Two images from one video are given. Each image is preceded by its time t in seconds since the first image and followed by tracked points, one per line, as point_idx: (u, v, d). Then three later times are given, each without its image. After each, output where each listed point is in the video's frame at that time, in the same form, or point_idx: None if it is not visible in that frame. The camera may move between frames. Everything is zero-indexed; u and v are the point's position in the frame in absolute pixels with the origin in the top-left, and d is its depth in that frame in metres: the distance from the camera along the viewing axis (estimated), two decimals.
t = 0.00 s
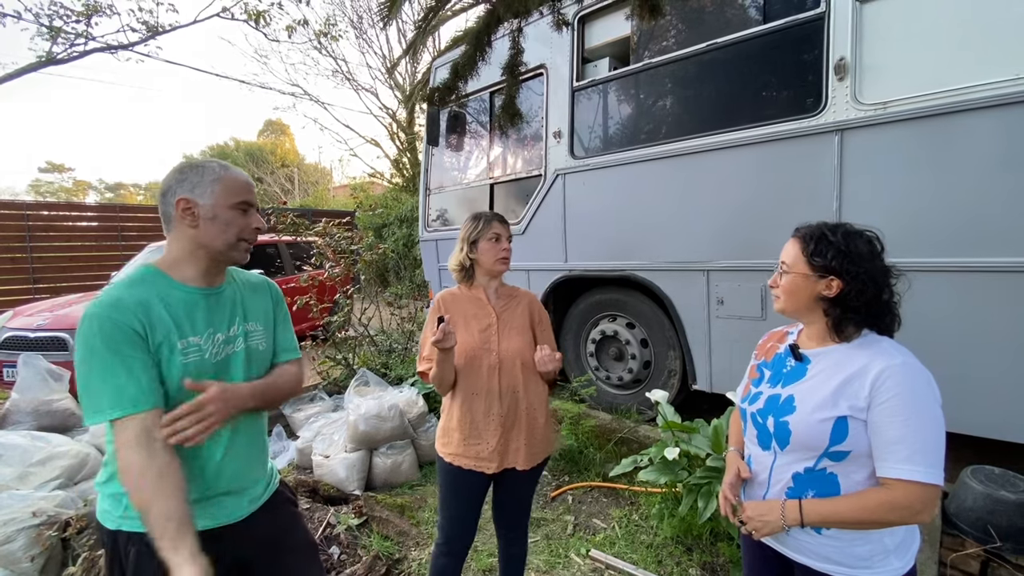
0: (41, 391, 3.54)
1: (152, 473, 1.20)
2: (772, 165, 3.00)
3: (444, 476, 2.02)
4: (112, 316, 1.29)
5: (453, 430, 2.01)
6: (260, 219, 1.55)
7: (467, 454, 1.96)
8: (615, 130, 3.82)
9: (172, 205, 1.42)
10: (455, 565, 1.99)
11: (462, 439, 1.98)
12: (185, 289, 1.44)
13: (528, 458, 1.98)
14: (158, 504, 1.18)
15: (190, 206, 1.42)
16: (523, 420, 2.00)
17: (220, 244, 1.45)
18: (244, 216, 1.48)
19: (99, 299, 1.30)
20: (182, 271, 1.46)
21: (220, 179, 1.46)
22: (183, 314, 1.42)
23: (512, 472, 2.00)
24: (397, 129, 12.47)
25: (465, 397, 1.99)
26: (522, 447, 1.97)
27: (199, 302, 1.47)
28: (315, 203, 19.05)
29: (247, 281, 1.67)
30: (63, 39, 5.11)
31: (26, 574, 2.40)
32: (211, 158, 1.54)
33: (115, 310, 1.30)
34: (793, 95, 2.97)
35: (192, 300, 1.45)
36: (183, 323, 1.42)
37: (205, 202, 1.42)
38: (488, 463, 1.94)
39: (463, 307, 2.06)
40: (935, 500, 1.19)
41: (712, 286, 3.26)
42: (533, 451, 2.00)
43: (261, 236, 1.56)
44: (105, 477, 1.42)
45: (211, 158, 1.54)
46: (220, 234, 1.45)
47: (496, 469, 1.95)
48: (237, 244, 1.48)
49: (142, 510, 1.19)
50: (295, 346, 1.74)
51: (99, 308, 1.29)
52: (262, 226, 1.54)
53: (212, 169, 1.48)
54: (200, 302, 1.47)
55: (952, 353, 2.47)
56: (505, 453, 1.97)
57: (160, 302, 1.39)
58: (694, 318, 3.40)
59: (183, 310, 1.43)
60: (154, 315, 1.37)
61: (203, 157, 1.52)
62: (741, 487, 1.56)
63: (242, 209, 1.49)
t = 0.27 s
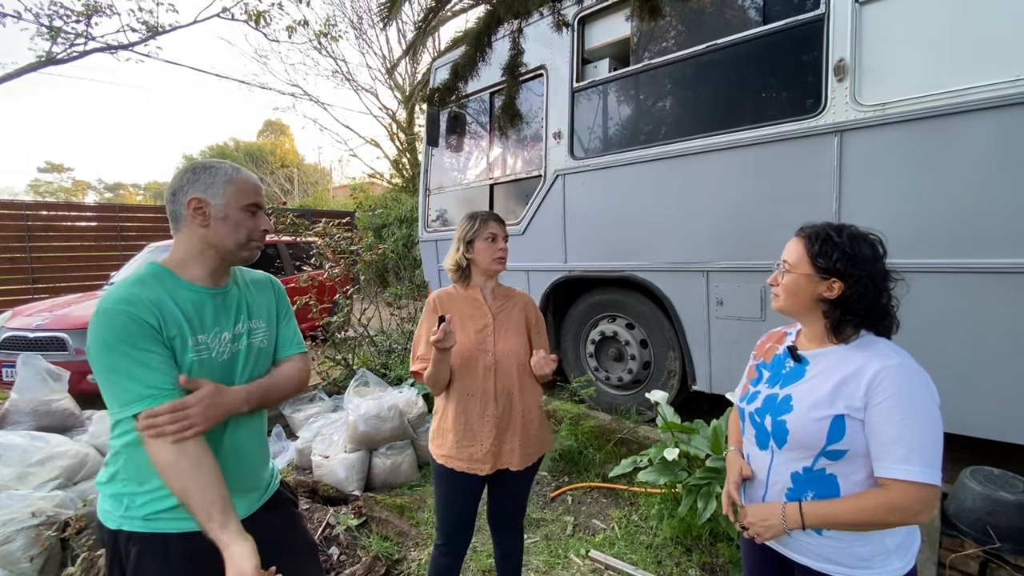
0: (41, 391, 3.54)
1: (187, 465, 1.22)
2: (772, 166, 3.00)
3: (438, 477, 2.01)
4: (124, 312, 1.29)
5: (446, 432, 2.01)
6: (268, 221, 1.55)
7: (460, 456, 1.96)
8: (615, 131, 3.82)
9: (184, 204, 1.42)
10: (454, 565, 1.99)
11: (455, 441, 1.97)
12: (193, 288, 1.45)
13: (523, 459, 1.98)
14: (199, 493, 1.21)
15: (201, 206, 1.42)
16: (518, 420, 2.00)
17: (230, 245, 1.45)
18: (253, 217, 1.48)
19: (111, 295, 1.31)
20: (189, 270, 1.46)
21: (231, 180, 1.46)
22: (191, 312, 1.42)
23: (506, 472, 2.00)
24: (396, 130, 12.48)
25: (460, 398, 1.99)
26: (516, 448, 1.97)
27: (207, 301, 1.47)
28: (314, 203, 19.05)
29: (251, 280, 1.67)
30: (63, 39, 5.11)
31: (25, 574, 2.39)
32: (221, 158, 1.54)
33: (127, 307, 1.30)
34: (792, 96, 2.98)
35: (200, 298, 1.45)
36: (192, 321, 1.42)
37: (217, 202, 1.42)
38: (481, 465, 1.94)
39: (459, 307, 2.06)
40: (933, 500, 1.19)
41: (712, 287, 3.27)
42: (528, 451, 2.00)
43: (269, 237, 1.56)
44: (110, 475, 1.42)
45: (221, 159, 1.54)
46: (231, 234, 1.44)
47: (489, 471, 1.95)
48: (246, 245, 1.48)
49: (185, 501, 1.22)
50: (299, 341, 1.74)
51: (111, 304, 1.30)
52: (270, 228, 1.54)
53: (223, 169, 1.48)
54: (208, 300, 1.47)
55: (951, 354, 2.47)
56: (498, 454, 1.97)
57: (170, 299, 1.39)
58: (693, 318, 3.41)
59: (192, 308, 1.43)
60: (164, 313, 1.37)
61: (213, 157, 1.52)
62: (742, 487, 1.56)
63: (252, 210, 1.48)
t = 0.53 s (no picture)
0: (40, 391, 3.53)
1: (189, 463, 1.23)
2: (771, 167, 3.01)
3: (433, 478, 2.01)
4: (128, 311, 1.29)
5: (439, 432, 2.01)
6: (268, 221, 1.56)
7: (451, 456, 1.96)
8: (615, 132, 3.82)
9: (184, 204, 1.42)
10: (451, 566, 1.98)
11: (447, 441, 1.98)
12: (193, 288, 1.45)
13: (514, 460, 1.99)
14: (201, 491, 1.22)
15: (202, 206, 1.42)
16: (510, 422, 2.01)
17: (230, 245, 1.45)
18: (253, 218, 1.49)
19: (115, 294, 1.31)
20: (188, 270, 1.46)
21: (232, 180, 1.47)
22: (192, 313, 1.43)
23: (498, 473, 2.00)
24: (396, 130, 12.48)
25: (453, 399, 1.99)
26: (507, 449, 1.98)
27: (208, 300, 1.47)
28: (314, 203, 19.04)
29: (251, 279, 1.67)
30: (63, 39, 5.11)
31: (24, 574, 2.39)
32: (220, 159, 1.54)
33: (131, 306, 1.30)
34: (791, 97, 2.98)
35: (200, 298, 1.46)
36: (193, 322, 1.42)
37: (218, 202, 1.43)
38: (473, 466, 1.95)
39: (455, 308, 2.06)
40: (933, 499, 1.19)
41: (711, 287, 3.27)
42: (520, 453, 2.01)
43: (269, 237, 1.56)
44: (109, 478, 1.42)
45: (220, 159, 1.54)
46: (231, 234, 1.45)
47: (482, 472, 1.95)
48: (245, 245, 1.48)
49: (186, 501, 1.22)
50: (298, 340, 1.73)
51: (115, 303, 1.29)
52: (270, 228, 1.54)
53: (224, 169, 1.48)
54: (208, 300, 1.47)
55: (949, 355, 2.48)
56: (490, 455, 1.98)
57: (171, 299, 1.39)
58: (692, 319, 3.41)
59: (194, 307, 1.44)
60: (168, 312, 1.37)
61: (212, 158, 1.52)
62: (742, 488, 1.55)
63: (252, 211, 1.49)
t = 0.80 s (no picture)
0: (39, 391, 3.53)
1: (175, 470, 1.20)
2: (770, 169, 3.01)
3: (432, 479, 2.02)
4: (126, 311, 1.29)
5: (440, 433, 2.01)
6: (267, 221, 1.56)
7: (452, 458, 1.96)
8: (614, 133, 3.83)
9: (184, 204, 1.42)
10: (450, 567, 1.99)
11: (447, 443, 1.98)
12: (191, 288, 1.45)
13: (514, 462, 1.98)
14: (184, 499, 1.19)
15: (201, 206, 1.42)
16: (510, 423, 2.00)
17: (230, 244, 1.45)
18: (253, 218, 1.49)
19: (114, 293, 1.31)
20: (187, 270, 1.47)
21: (231, 180, 1.47)
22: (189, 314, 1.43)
23: (499, 475, 2.00)
24: (396, 131, 12.49)
25: (452, 400, 1.99)
26: (507, 451, 1.97)
27: (206, 301, 1.47)
28: (313, 204, 19.05)
29: (249, 279, 1.67)
30: (63, 39, 5.11)
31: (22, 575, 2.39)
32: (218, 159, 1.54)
33: (130, 305, 1.30)
34: (791, 99, 2.98)
35: (198, 299, 1.46)
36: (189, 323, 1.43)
37: (217, 202, 1.43)
38: (473, 467, 1.95)
39: (452, 310, 2.06)
40: (932, 500, 1.19)
41: (711, 288, 3.27)
42: (520, 454, 2.00)
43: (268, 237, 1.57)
44: (106, 481, 1.42)
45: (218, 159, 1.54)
46: (231, 234, 1.45)
47: (482, 473, 1.96)
48: (245, 245, 1.48)
49: (170, 509, 1.19)
50: (295, 341, 1.73)
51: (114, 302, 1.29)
52: (269, 228, 1.54)
53: (223, 170, 1.48)
54: (206, 300, 1.47)
55: (948, 356, 2.48)
56: (490, 457, 1.98)
57: (170, 299, 1.39)
58: (692, 320, 3.41)
59: (192, 308, 1.44)
60: (166, 313, 1.37)
61: (211, 158, 1.52)
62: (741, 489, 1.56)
63: (251, 210, 1.49)
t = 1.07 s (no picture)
0: (38, 391, 3.53)
1: (163, 472, 1.20)
2: (769, 170, 3.02)
3: (432, 479, 2.02)
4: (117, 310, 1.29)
5: (441, 435, 2.02)
6: (260, 219, 1.56)
7: (452, 459, 1.97)
8: (614, 134, 3.83)
9: (177, 203, 1.42)
10: (447, 569, 1.99)
11: (448, 444, 1.99)
12: (183, 287, 1.45)
13: (514, 464, 1.97)
14: (172, 500, 1.18)
15: (195, 206, 1.42)
16: (509, 424, 2.00)
17: (224, 244, 1.45)
18: (246, 217, 1.49)
19: (104, 293, 1.30)
20: (180, 270, 1.47)
21: (224, 179, 1.47)
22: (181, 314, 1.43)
23: (499, 476, 2.00)
24: (396, 132, 12.49)
25: (451, 402, 2.00)
26: (507, 452, 1.97)
27: (198, 301, 1.47)
28: (313, 205, 19.04)
29: (243, 278, 1.67)
30: (63, 39, 5.11)
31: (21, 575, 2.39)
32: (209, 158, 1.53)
33: (120, 305, 1.30)
34: (790, 100, 2.99)
35: (190, 298, 1.46)
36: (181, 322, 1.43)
37: (210, 202, 1.43)
38: (473, 468, 1.95)
39: (450, 312, 2.06)
40: (933, 500, 1.19)
41: (710, 289, 3.27)
42: (521, 456, 1.99)
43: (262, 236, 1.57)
44: (102, 485, 1.42)
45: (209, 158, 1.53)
46: (225, 234, 1.45)
47: (482, 474, 1.96)
48: (240, 244, 1.49)
49: (157, 512, 1.17)
50: (290, 339, 1.74)
51: (104, 302, 1.28)
52: (263, 227, 1.55)
53: (214, 169, 1.48)
54: (198, 299, 1.47)
55: (947, 357, 2.48)
56: (490, 458, 1.98)
57: (161, 298, 1.39)
58: (691, 321, 3.41)
59: (184, 308, 1.44)
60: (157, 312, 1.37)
61: (201, 157, 1.51)
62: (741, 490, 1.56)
63: (244, 210, 1.49)
